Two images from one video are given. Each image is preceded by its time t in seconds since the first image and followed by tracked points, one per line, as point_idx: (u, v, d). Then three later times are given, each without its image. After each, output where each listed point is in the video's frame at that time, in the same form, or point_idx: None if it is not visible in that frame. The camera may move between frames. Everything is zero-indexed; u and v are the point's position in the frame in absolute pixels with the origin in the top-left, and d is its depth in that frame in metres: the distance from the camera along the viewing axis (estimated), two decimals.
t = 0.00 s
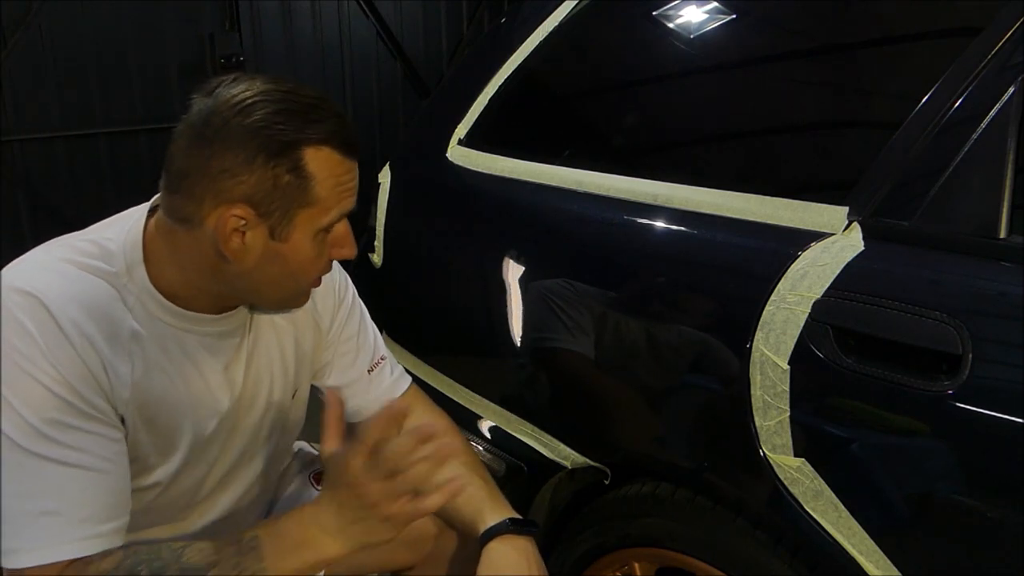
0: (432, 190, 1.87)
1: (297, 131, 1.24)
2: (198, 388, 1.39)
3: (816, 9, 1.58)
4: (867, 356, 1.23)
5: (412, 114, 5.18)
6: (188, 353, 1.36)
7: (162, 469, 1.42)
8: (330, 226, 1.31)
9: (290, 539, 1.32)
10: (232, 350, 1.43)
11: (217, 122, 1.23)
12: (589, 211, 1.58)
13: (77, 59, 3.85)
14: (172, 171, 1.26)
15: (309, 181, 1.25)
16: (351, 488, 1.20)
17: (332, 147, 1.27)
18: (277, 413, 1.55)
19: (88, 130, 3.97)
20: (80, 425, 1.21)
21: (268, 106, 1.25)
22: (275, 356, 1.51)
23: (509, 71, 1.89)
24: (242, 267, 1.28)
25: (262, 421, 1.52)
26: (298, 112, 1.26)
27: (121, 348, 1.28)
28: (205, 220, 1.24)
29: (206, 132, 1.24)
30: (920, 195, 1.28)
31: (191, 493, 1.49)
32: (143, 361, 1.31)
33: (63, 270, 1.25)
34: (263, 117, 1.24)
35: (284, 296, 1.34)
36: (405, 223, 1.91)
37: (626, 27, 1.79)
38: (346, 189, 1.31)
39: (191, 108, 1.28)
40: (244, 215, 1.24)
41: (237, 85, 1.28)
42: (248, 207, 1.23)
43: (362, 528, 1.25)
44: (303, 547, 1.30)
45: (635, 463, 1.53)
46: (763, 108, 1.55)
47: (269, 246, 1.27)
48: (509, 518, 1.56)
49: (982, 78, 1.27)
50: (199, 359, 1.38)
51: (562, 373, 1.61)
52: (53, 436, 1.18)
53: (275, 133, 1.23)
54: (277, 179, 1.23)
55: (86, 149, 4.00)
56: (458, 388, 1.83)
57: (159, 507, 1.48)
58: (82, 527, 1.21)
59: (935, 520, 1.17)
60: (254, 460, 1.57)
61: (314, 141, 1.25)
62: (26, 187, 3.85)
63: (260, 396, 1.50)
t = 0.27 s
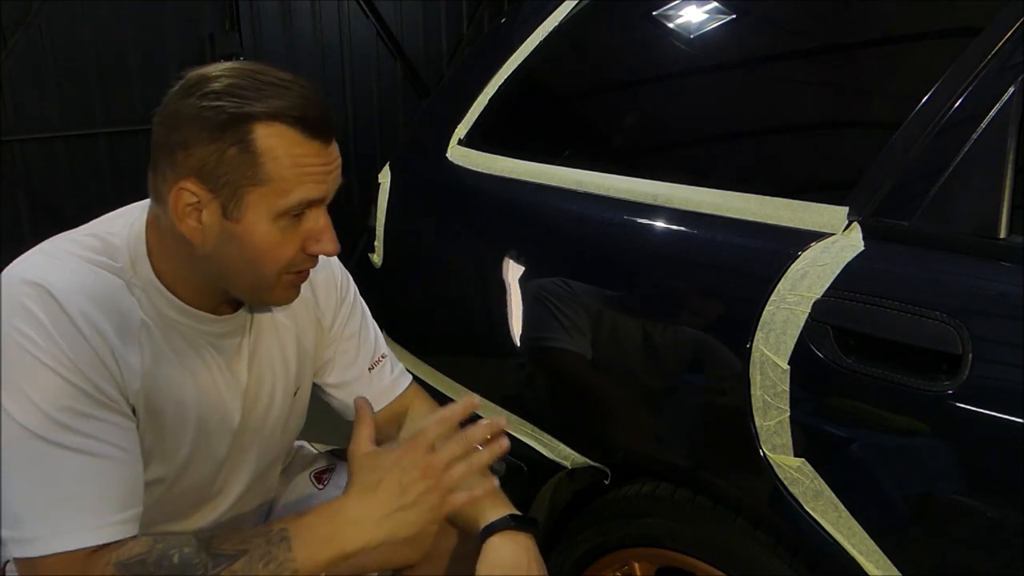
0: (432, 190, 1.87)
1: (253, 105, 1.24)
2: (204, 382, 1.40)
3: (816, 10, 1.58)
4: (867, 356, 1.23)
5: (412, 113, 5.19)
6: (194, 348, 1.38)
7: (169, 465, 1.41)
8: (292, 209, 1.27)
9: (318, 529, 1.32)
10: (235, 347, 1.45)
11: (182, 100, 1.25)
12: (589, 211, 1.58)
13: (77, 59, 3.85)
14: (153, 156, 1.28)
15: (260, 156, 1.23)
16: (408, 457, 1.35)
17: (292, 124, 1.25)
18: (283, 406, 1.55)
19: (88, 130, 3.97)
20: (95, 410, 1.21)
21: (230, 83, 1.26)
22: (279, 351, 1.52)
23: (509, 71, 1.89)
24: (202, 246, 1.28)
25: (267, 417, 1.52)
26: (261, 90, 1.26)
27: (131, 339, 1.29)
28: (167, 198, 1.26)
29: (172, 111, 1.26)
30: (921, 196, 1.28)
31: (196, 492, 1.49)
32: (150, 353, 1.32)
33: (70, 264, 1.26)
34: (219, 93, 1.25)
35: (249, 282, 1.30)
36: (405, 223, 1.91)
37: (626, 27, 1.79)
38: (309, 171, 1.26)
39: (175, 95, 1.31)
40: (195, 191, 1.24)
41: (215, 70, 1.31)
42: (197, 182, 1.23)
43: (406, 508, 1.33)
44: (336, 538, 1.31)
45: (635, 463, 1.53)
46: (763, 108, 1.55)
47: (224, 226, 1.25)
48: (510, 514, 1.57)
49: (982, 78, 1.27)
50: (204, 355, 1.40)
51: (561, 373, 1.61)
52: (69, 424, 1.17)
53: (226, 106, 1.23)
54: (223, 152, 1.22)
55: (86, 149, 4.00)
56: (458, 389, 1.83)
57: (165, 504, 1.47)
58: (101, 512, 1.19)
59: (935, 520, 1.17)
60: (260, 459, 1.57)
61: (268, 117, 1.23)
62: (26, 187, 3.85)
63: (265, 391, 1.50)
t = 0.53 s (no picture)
0: (432, 190, 1.87)
1: (271, 110, 1.24)
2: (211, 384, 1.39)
3: (816, 10, 1.58)
4: (867, 357, 1.23)
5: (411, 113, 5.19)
6: (199, 349, 1.38)
7: (171, 467, 1.42)
8: (307, 213, 1.27)
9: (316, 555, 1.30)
10: (240, 348, 1.44)
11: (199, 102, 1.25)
12: (589, 211, 1.58)
13: (77, 59, 3.85)
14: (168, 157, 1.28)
15: (278, 160, 1.23)
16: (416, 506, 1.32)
17: (309, 128, 1.25)
18: (286, 408, 1.55)
19: (88, 130, 3.97)
20: (98, 411, 1.21)
21: (248, 85, 1.26)
22: (283, 352, 1.52)
23: (509, 71, 1.89)
24: (217, 248, 1.28)
25: (269, 419, 1.53)
26: (278, 93, 1.26)
27: (138, 339, 1.29)
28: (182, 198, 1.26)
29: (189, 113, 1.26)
30: (921, 196, 1.28)
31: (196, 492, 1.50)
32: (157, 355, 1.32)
33: (78, 264, 1.27)
34: (236, 94, 1.25)
35: (262, 285, 1.30)
36: (405, 223, 1.91)
37: (626, 27, 1.79)
38: (325, 175, 1.27)
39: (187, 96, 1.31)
40: (211, 191, 1.23)
41: (230, 71, 1.31)
42: (213, 182, 1.23)
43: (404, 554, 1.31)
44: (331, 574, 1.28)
45: (635, 463, 1.53)
46: (763, 108, 1.55)
47: (239, 227, 1.25)
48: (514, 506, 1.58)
49: (982, 78, 1.27)
50: (209, 356, 1.40)
51: (561, 373, 1.60)
52: (72, 423, 1.17)
53: (244, 110, 1.23)
54: (240, 153, 1.22)
55: (86, 149, 4.00)
56: (458, 388, 1.84)
57: (166, 503, 1.47)
58: (100, 514, 1.19)
59: (935, 520, 1.17)
60: (262, 459, 1.57)
61: (285, 120, 1.24)
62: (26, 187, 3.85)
63: (269, 392, 1.50)
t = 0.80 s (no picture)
0: (432, 190, 1.87)
1: (292, 117, 1.21)
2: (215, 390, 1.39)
3: (816, 10, 1.58)
4: (867, 357, 1.23)
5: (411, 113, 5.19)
6: (204, 355, 1.38)
7: (174, 472, 1.42)
8: (317, 221, 1.25)
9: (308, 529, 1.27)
10: (244, 353, 1.44)
11: (218, 104, 1.22)
12: (589, 211, 1.58)
13: (77, 59, 3.85)
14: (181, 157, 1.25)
15: (289, 166, 1.20)
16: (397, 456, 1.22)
17: (327, 137, 1.22)
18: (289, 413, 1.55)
19: (88, 130, 3.97)
20: (100, 417, 1.23)
21: (260, 90, 1.23)
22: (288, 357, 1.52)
23: (509, 71, 1.89)
24: (226, 254, 1.25)
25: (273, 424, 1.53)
26: (291, 99, 1.23)
27: (142, 345, 1.29)
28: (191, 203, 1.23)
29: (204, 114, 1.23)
30: (921, 196, 1.28)
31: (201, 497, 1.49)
32: (162, 362, 1.32)
33: (82, 268, 1.26)
34: (249, 100, 1.22)
35: (271, 293, 1.28)
36: (405, 223, 1.91)
37: (626, 27, 1.79)
38: (336, 183, 1.24)
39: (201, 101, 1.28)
40: (222, 197, 1.21)
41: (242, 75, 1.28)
42: (225, 188, 1.20)
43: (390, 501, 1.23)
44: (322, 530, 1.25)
45: (635, 463, 1.53)
46: (763, 108, 1.55)
47: (249, 234, 1.23)
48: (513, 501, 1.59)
49: (982, 78, 1.27)
50: (213, 361, 1.39)
51: (561, 374, 1.60)
52: (71, 428, 1.19)
53: (261, 116, 1.20)
54: (253, 159, 1.19)
55: (86, 149, 4.00)
56: (458, 389, 1.84)
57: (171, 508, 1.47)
58: (101, 520, 1.21)
59: (935, 520, 1.17)
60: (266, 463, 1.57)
61: (298, 126, 1.21)
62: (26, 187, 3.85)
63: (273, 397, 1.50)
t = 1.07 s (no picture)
0: (432, 190, 1.87)
1: (234, 87, 1.28)
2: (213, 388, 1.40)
3: (816, 10, 1.58)
4: (867, 357, 1.23)
5: (411, 113, 5.18)
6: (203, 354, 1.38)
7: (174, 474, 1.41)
8: (240, 193, 1.26)
9: (309, 538, 1.26)
10: (241, 352, 1.44)
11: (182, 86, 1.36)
12: (589, 211, 1.58)
13: (77, 59, 3.85)
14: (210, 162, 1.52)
15: (192, 127, 1.26)
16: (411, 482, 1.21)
17: (263, 110, 1.27)
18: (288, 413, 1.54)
19: (88, 130, 3.97)
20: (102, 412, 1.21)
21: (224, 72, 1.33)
22: (286, 355, 1.53)
23: (509, 71, 1.89)
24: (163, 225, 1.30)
25: (273, 424, 1.52)
26: (255, 79, 1.31)
27: (140, 344, 1.29)
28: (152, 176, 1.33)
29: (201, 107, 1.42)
30: (921, 196, 1.28)
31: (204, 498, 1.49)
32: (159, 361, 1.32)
33: (81, 268, 1.26)
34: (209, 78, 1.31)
35: (194, 268, 1.28)
36: (405, 223, 1.91)
37: (626, 27, 1.79)
38: (265, 157, 1.26)
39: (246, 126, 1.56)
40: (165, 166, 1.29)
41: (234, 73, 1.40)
42: (169, 157, 1.29)
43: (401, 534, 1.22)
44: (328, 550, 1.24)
45: (635, 463, 1.53)
46: (763, 108, 1.55)
47: (175, 202, 1.27)
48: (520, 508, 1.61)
49: (982, 78, 1.27)
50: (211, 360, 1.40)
51: (561, 374, 1.61)
52: (76, 424, 1.17)
53: (215, 84, 1.29)
54: (191, 128, 1.26)
55: (86, 150, 4.00)
56: (458, 389, 1.84)
57: (173, 509, 1.47)
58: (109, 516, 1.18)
59: (935, 520, 1.17)
60: (266, 463, 1.57)
61: (238, 101, 1.27)
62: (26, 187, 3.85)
63: (273, 396, 1.50)
